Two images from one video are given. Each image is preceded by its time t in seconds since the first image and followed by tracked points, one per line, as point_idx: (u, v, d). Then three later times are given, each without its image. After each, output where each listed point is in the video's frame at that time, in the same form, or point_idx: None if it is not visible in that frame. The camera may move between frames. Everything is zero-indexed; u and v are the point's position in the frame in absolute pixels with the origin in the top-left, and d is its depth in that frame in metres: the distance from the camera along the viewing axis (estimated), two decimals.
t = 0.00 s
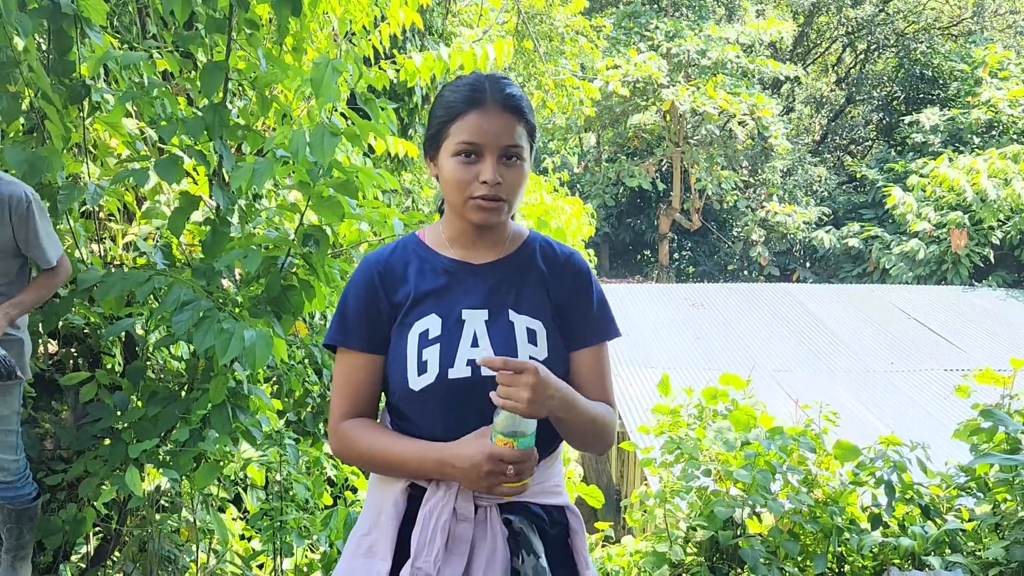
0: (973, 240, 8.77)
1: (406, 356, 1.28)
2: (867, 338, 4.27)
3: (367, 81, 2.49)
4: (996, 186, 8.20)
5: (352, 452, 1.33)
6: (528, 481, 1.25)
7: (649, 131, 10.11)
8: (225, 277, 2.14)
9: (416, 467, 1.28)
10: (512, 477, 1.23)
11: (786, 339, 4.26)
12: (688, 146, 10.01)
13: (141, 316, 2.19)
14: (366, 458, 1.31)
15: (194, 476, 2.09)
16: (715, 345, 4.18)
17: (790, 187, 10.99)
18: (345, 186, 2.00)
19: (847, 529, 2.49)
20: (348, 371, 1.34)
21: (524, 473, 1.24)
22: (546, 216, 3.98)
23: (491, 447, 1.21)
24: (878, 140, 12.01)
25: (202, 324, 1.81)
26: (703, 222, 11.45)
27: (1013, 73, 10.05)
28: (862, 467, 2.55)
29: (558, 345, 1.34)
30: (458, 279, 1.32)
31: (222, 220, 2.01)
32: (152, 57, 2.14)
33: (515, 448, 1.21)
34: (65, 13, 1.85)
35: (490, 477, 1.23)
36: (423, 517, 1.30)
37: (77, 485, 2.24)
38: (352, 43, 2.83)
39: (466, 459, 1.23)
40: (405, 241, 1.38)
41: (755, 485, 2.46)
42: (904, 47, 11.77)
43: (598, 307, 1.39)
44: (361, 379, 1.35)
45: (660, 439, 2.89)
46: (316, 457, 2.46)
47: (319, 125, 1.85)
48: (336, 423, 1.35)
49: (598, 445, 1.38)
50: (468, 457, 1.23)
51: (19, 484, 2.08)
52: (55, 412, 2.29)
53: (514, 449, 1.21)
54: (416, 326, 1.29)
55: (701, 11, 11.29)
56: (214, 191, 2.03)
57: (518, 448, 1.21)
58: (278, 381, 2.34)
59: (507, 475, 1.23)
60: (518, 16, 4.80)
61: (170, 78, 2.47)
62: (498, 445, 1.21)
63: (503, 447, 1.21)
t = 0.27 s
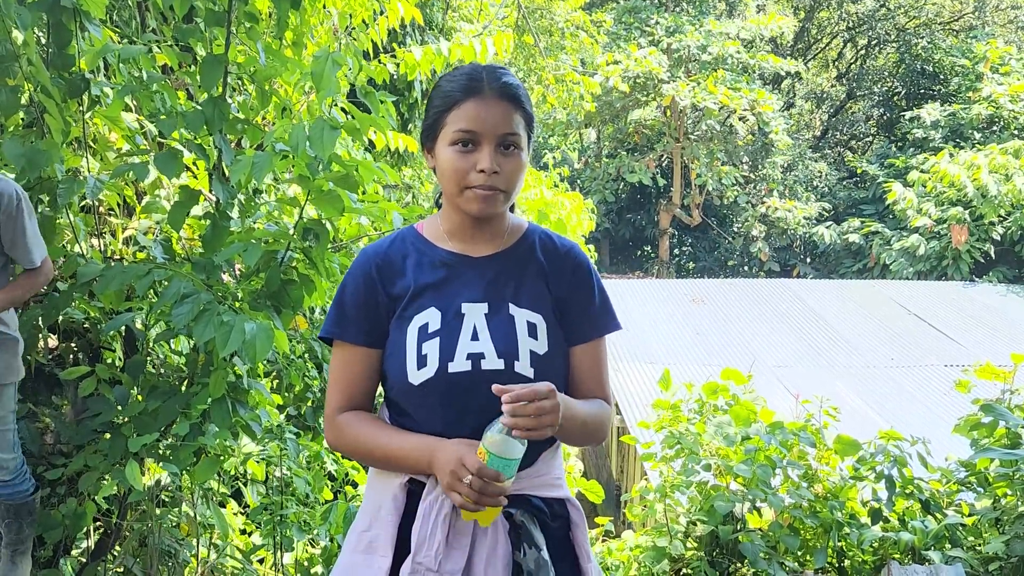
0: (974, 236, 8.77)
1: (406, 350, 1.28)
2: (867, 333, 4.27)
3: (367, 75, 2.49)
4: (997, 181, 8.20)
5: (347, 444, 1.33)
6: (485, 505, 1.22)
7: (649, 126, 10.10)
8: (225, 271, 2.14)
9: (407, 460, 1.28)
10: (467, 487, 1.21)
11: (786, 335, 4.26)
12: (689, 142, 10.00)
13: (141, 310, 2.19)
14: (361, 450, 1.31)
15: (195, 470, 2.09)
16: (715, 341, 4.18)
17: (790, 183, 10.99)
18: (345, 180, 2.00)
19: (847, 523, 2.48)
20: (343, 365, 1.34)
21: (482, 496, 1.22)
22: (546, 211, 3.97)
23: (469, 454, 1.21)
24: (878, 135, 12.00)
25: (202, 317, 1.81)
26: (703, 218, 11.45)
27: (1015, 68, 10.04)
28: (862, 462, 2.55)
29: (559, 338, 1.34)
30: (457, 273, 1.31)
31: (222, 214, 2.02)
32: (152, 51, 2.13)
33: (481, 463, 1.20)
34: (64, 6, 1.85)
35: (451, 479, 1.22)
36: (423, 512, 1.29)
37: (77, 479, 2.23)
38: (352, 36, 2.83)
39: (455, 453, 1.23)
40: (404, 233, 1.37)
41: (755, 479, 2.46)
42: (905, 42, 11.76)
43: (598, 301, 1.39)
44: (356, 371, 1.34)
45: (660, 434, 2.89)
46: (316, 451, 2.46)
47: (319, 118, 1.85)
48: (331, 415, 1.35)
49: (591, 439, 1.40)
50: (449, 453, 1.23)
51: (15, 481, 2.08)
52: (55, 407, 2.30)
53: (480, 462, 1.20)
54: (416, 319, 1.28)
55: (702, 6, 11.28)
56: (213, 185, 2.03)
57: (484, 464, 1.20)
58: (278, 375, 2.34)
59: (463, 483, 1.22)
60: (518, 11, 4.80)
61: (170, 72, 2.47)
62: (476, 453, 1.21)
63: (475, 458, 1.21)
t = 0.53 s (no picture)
0: (975, 228, 8.77)
1: (403, 344, 1.27)
2: (867, 325, 4.27)
3: (367, 67, 2.48)
4: (998, 174, 8.19)
5: (342, 438, 1.33)
6: (487, 500, 1.23)
7: (650, 119, 10.08)
8: (225, 264, 2.13)
9: (405, 455, 1.28)
10: (469, 484, 1.21)
11: (786, 327, 4.26)
12: (690, 134, 9.97)
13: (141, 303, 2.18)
14: (357, 444, 1.32)
15: (195, 463, 2.09)
16: (715, 334, 4.18)
17: (791, 175, 10.98)
18: (345, 172, 2.00)
19: (847, 516, 2.49)
20: (341, 360, 1.34)
21: (485, 492, 1.22)
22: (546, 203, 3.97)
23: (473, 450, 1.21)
24: (880, 128, 11.96)
25: (203, 310, 1.81)
26: (704, 210, 11.43)
27: (1016, 60, 10.01)
28: (862, 455, 2.56)
29: (557, 333, 1.33)
30: (454, 267, 1.31)
31: (221, 207, 2.01)
32: (151, 43, 2.13)
33: (485, 460, 1.20)
34: None
35: (453, 475, 1.22)
36: (418, 508, 1.29)
37: (78, 472, 2.25)
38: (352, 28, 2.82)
39: (452, 449, 1.23)
40: (402, 228, 1.37)
41: (755, 472, 2.46)
42: (906, 34, 11.72)
43: (597, 294, 1.38)
44: (354, 366, 1.35)
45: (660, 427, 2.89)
46: (317, 444, 2.46)
47: (318, 110, 1.84)
48: (328, 409, 1.35)
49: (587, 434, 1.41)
50: (448, 450, 1.23)
51: (13, 475, 2.02)
52: (55, 400, 2.29)
53: (483, 459, 1.20)
54: (413, 314, 1.28)
55: None
56: (213, 177, 2.02)
57: (487, 462, 1.20)
58: (278, 368, 2.34)
59: (466, 479, 1.22)
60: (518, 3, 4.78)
61: (169, 64, 2.46)
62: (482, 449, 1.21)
63: (480, 454, 1.20)
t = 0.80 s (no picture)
0: (976, 220, 8.76)
1: (403, 342, 1.27)
2: (867, 317, 4.28)
3: (367, 60, 2.47)
4: (999, 165, 8.17)
5: (342, 437, 1.33)
6: (506, 489, 1.25)
7: (651, 110, 10.05)
8: (226, 257, 2.13)
9: (407, 455, 1.28)
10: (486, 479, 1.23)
11: (786, 319, 4.27)
12: (691, 125, 9.93)
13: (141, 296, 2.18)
14: (357, 444, 1.32)
15: (197, 456, 2.09)
16: (715, 326, 4.19)
17: (792, 166, 10.96)
18: (345, 165, 1.99)
19: (847, 508, 2.49)
20: (340, 360, 1.34)
21: (504, 482, 1.24)
22: (546, 194, 3.96)
23: (480, 447, 1.22)
24: (881, 118, 11.91)
25: (203, 304, 1.81)
26: (704, 201, 11.41)
27: (1019, 50, 9.97)
28: (862, 447, 2.56)
29: (557, 331, 1.33)
30: (454, 265, 1.31)
31: (221, 200, 2.01)
32: (150, 36, 2.12)
33: (500, 457, 1.21)
34: None
35: (469, 475, 1.23)
36: (417, 506, 1.29)
37: (80, 465, 2.25)
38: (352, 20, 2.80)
39: (457, 449, 1.23)
40: (401, 226, 1.37)
41: (755, 465, 2.47)
42: (908, 24, 11.67)
43: (596, 293, 1.38)
44: (354, 365, 1.35)
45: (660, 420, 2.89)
46: (318, 437, 2.46)
47: (318, 103, 1.84)
48: (327, 408, 1.35)
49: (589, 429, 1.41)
50: (456, 451, 1.24)
51: (14, 470, 2.02)
52: (57, 393, 2.29)
53: (498, 456, 1.22)
54: (414, 312, 1.28)
55: None
56: (212, 170, 2.02)
57: (503, 457, 1.22)
58: (279, 361, 2.34)
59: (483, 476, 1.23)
60: None
61: (168, 56, 2.45)
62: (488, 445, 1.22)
63: (490, 451, 1.22)
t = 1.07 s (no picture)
0: (977, 212, 8.75)
1: (406, 338, 1.27)
2: (867, 309, 4.28)
3: (368, 53, 2.46)
4: (1000, 157, 8.16)
5: (344, 434, 1.33)
6: (506, 487, 1.24)
7: (651, 101, 10.01)
8: (227, 251, 2.13)
9: (411, 451, 1.28)
10: (486, 470, 1.22)
11: (786, 311, 4.27)
12: (691, 117, 9.90)
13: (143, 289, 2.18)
14: (360, 440, 1.31)
15: (200, 449, 2.09)
16: (715, 318, 4.19)
17: (792, 158, 10.94)
18: (346, 159, 1.99)
19: (847, 501, 2.50)
20: (342, 357, 1.34)
21: (503, 477, 1.23)
22: (547, 187, 3.95)
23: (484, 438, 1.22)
24: (882, 111, 11.75)
25: (206, 298, 1.81)
26: (705, 193, 11.39)
27: (1020, 41, 9.93)
28: (862, 440, 2.57)
29: (559, 328, 1.33)
30: (456, 262, 1.30)
31: (222, 194, 2.01)
32: (151, 29, 2.11)
33: (501, 445, 1.21)
34: None
35: (470, 463, 1.22)
36: (421, 503, 1.29)
37: (83, 458, 2.26)
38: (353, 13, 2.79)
39: (463, 441, 1.24)
40: (403, 223, 1.36)
41: (756, 458, 2.48)
42: (909, 15, 11.63)
43: (599, 290, 1.38)
44: (357, 362, 1.35)
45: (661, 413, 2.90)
46: (320, 431, 2.46)
47: (319, 97, 1.83)
48: (329, 405, 1.35)
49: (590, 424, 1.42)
50: (460, 442, 1.24)
51: (20, 462, 2.08)
52: (60, 386, 2.29)
53: (499, 445, 1.22)
54: (416, 308, 1.28)
55: None
56: (213, 164, 2.01)
57: (503, 447, 1.22)
58: (280, 355, 2.34)
59: (483, 466, 1.23)
60: None
61: (169, 49, 2.44)
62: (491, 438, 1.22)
63: (494, 441, 1.22)
